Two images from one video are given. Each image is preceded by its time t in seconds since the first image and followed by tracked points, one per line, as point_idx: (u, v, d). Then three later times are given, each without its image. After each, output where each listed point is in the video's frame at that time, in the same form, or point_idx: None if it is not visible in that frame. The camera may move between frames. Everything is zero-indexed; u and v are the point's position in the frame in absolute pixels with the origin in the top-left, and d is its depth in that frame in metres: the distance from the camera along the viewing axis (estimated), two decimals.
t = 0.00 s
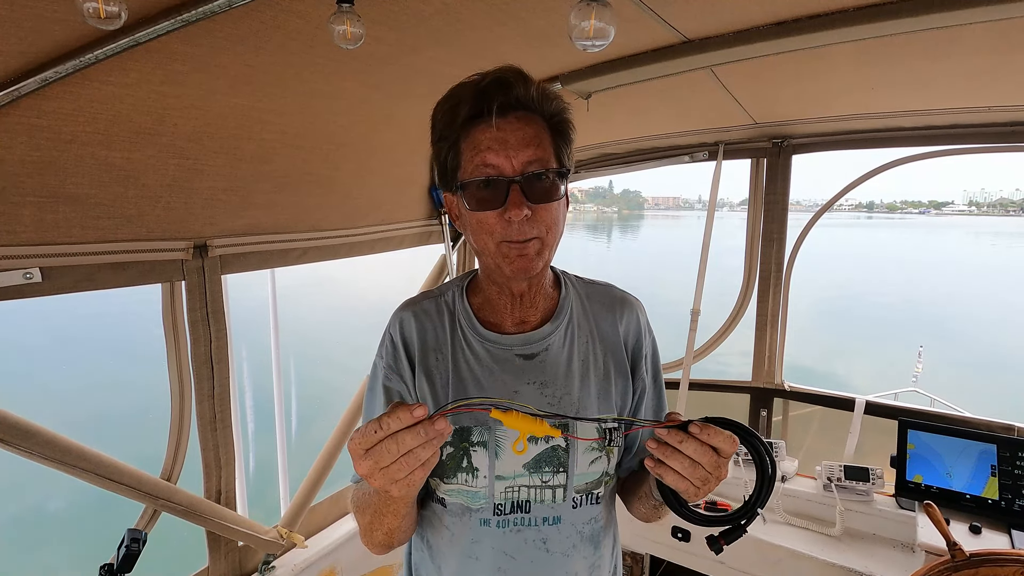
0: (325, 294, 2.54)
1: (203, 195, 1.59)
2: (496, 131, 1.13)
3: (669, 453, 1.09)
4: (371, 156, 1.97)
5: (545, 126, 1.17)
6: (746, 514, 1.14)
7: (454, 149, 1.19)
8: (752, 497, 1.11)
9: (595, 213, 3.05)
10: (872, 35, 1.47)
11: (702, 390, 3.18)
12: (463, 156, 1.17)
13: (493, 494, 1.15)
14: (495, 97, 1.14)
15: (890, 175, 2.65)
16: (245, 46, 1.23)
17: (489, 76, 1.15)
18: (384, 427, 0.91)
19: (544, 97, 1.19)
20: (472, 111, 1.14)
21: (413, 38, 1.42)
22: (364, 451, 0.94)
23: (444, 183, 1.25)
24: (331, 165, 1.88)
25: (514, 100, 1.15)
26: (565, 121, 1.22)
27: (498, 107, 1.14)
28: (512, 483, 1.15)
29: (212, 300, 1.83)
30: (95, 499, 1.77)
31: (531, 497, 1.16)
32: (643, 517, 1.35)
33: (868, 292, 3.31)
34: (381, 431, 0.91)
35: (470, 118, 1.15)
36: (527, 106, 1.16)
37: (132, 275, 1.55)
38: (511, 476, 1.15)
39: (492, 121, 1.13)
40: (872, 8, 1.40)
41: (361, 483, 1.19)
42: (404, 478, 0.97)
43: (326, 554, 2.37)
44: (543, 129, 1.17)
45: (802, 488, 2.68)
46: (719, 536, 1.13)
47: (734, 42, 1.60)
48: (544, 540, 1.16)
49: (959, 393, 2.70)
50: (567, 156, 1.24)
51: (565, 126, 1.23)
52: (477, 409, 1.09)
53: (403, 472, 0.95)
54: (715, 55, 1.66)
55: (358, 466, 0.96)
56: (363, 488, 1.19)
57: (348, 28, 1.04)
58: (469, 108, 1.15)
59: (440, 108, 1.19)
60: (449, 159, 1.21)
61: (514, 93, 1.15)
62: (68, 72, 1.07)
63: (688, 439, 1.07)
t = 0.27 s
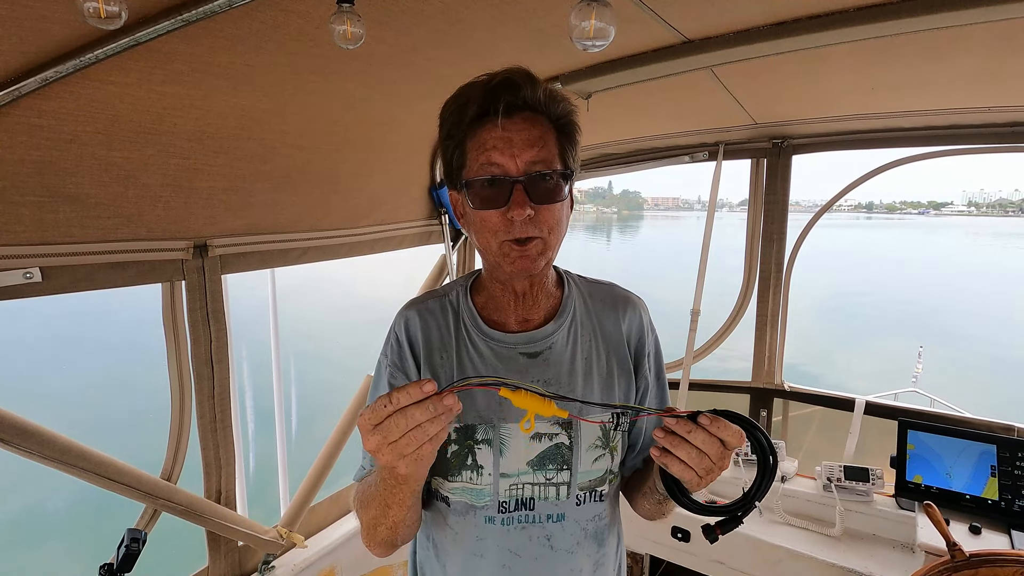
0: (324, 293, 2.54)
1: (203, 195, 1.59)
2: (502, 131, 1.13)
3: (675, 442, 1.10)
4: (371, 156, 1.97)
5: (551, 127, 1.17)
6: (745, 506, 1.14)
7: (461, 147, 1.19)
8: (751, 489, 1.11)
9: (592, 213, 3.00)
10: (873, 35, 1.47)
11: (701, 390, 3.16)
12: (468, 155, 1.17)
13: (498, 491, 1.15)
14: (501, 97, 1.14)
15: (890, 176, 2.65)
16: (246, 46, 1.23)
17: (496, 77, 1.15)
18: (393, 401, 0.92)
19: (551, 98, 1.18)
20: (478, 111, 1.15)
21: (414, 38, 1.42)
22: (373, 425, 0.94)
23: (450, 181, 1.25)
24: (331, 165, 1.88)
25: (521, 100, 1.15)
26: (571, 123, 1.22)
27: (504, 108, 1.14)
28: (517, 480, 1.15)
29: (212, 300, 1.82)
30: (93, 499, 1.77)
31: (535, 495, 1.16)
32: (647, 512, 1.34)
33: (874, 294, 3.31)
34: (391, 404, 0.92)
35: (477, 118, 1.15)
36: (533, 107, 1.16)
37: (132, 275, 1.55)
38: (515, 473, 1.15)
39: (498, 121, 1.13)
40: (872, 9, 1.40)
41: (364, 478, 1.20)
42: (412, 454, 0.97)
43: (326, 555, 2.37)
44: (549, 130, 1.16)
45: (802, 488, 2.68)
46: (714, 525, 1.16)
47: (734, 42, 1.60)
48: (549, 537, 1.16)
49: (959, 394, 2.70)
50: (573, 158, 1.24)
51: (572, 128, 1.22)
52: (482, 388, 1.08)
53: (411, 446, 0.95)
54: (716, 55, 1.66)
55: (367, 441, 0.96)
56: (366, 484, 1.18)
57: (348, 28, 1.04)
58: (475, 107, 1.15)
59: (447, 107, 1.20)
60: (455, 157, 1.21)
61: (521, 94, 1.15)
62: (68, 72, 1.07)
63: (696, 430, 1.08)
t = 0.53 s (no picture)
0: (324, 293, 2.54)
1: (203, 195, 1.58)
2: (506, 137, 1.13)
3: (685, 459, 1.10)
4: (371, 156, 1.97)
5: (555, 130, 1.17)
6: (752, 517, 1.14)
7: (463, 153, 1.19)
8: (758, 500, 1.11)
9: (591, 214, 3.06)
10: (873, 35, 1.47)
11: (702, 391, 3.18)
12: (472, 160, 1.17)
13: (503, 492, 1.15)
14: (504, 102, 1.14)
15: (890, 176, 2.65)
16: (246, 46, 1.23)
17: (498, 82, 1.15)
18: (401, 422, 0.92)
19: (554, 102, 1.18)
20: (481, 117, 1.14)
21: (414, 38, 1.42)
22: (380, 444, 0.95)
23: (453, 186, 1.25)
24: (331, 165, 1.88)
25: (523, 104, 1.15)
26: (575, 124, 1.22)
27: (507, 112, 1.14)
28: (521, 481, 1.15)
29: (212, 300, 1.82)
30: (93, 499, 1.77)
31: (540, 495, 1.16)
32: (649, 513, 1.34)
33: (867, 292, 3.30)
34: (399, 424, 0.92)
35: (480, 124, 1.15)
36: (536, 111, 1.16)
37: (132, 275, 1.55)
38: (520, 474, 1.15)
39: (501, 127, 1.13)
40: (873, 9, 1.40)
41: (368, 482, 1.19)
42: (419, 476, 0.97)
43: (325, 554, 2.37)
44: (552, 133, 1.16)
45: (802, 488, 2.68)
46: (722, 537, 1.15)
47: (734, 42, 1.60)
48: (553, 537, 1.16)
49: (959, 394, 2.70)
50: (576, 159, 1.24)
51: (575, 130, 1.22)
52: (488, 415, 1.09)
53: (418, 467, 0.95)
54: (716, 55, 1.66)
55: (374, 461, 0.96)
56: (371, 489, 1.18)
57: (348, 27, 1.04)
58: (478, 112, 1.15)
59: (449, 112, 1.19)
60: (458, 162, 1.21)
61: (524, 98, 1.15)
62: (68, 72, 1.07)
63: (707, 448, 1.09)
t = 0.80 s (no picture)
0: (324, 293, 2.54)
1: (203, 195, 1.58)
2: (504, 136, 1.13)
3: (695, 479, 1.11)
4: (371, 156, 1.97)
5: (554, 129, 1.17)
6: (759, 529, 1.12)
7: (462, 152, 1.19)
8: (765, 511, 1.08)
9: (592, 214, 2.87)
10: (873, 35, 1.46)
11: (702, 391, 3.19)
12: (471, 159, 1.17)
13: (503, 493, 1.15)
14: (503, 101, 1.14)
15: (890, 176, 2.65)
16: (246, 46, 1.23)
17: (497, 82, 1.15)
18: (405, 432, 0.91)
19: (554, 101, 1.18)
20: (480, 116, 1.14)
21: (413, 38, 1.42)
22: (382, 454, 0.93)
23: (453, 185, 1.26)
24: (331, 165, 1.88)
25: (523, 103, 1.15)
26: (575, 124, 1.22)
27: (506, 112, 1.14)
28: (522, 482, 1.15)
29: (212, 300, 1.82)
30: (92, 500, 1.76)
31: (541, 497, 1.16)
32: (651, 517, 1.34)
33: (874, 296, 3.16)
34: (401, 435, 0.91)
35: (479, 123, 1.15)
36: (536, 110, 1.16)
37: (132, 275, 1.54)
38: (521, 475, 1.15)
39: (500, 126, 1.13)
40: (873, 9, 1.40)
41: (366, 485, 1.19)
42: (420, 487, 0.96)
43: (325, 554, 2.37)
44: (552, 133, 1.16)
45: (802, 488, 2.68)
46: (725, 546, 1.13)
47: (734, 42, 1.60)
48: (554, 539, 1.16)
49: (959, 394, 2.70)
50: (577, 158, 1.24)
51: (575, 129, 1.22)
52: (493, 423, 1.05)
53: (419, 480, 0.94)
54: (716, 55, 1.66)
55: (374, 469, 0.95)
56: (370, 492, 1.17)
57: (348, 27, 1.04)
58: (477, 112, 1.15)
59: (449, 112, 1.19)
60: (457, 161, 1.21)
61: (523, 98, 1.15)
62: (68, 72, 1.07)
63: (718, 469, 1.09)
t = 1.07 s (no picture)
0: (324, 293, 2.54)
1: (203, 195, 1.58)
2: (501, 141, 1.12)
3: (697, 488, 1.11)
4: (371, 156, 1.97)
5: (553, 133, 1.16)
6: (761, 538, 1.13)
7: (460, 154, 1.19)
8: (767, 520, 1.09)
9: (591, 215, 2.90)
10: (872, 35, 1.47)
11: (702, 391, 3.19)
12: (468, 162, 1.17)
13: (502, 497, 1.15)
14: (501, 104, 1.14)
15: (890, 176, 2.65)
16: (245, 46, 1.23)
17: (496, 85, 1.15)
18: (408, 420, 0.91)
19: (553, 104, 1.17)
20: (478, 120, 1.14)
21: (413, 38, 1.42)
22: (383, 442, 0.93)
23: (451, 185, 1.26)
24: (331, 165, 1.88)
25: (521, 107, 1.14)
26: (574, 126, 1.21)
27: (504, 116, 1.13)
28: (520, 486, 1.16)
29: (212, 300, 1.82)
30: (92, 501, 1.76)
31: (539, 501, 1.16)
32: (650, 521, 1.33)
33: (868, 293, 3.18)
34: (403, 423, 0.91)
35: (476, 126, 1.14)
36: (534, 114, 1.15)
37: (132, 275, 1.54)
38: (519, 479, 1.15)
39: (497, 131, 1.12)
40: (873, 9, 1.40)
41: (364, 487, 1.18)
42: (419, 479, 0.96)
43: (325, 555, 2.37)
44: (550, 137, 1.15)
45: (802, 489, 2.68)
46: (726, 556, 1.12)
47: (734, 42, 1.60)
48: (552, 543, 1.16)
49: (959, 395, 2.69)
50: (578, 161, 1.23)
51: (576, 131, 1.21)
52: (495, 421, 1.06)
53: (418, 471, 0.94)
54: (715, 55, 1.66)
55: (375, 458, 0.95)
56: (367, 494, 1.17)
57: (348, 27, 1.04)
58: (475, 115, 1.14)
59: (448, 112, 1.19)
60: (455, 162, 1.21)
61: (521, 101, 1.14)
62: (68, 72, 1.07)
63: (721, 479, 1.09)
